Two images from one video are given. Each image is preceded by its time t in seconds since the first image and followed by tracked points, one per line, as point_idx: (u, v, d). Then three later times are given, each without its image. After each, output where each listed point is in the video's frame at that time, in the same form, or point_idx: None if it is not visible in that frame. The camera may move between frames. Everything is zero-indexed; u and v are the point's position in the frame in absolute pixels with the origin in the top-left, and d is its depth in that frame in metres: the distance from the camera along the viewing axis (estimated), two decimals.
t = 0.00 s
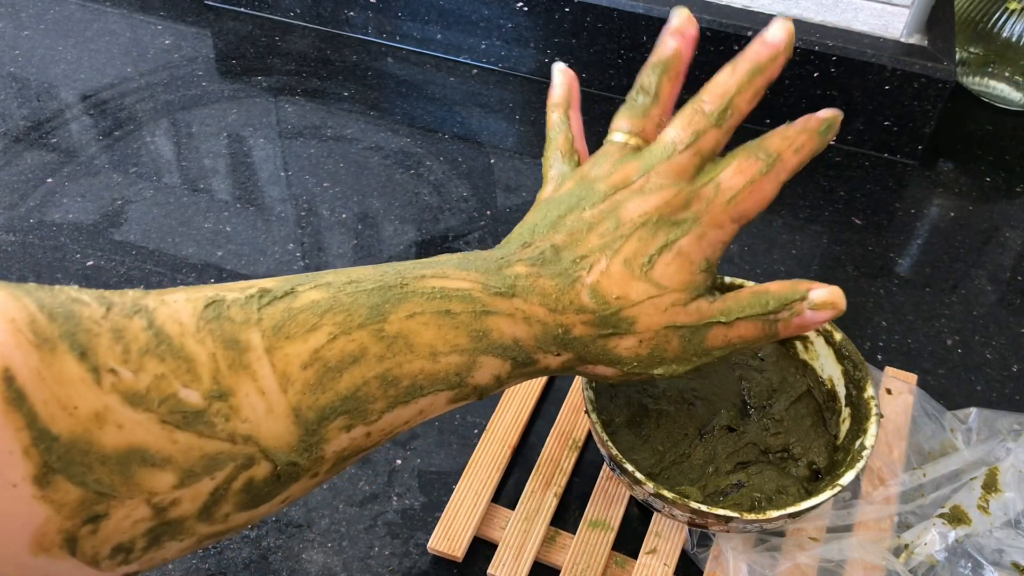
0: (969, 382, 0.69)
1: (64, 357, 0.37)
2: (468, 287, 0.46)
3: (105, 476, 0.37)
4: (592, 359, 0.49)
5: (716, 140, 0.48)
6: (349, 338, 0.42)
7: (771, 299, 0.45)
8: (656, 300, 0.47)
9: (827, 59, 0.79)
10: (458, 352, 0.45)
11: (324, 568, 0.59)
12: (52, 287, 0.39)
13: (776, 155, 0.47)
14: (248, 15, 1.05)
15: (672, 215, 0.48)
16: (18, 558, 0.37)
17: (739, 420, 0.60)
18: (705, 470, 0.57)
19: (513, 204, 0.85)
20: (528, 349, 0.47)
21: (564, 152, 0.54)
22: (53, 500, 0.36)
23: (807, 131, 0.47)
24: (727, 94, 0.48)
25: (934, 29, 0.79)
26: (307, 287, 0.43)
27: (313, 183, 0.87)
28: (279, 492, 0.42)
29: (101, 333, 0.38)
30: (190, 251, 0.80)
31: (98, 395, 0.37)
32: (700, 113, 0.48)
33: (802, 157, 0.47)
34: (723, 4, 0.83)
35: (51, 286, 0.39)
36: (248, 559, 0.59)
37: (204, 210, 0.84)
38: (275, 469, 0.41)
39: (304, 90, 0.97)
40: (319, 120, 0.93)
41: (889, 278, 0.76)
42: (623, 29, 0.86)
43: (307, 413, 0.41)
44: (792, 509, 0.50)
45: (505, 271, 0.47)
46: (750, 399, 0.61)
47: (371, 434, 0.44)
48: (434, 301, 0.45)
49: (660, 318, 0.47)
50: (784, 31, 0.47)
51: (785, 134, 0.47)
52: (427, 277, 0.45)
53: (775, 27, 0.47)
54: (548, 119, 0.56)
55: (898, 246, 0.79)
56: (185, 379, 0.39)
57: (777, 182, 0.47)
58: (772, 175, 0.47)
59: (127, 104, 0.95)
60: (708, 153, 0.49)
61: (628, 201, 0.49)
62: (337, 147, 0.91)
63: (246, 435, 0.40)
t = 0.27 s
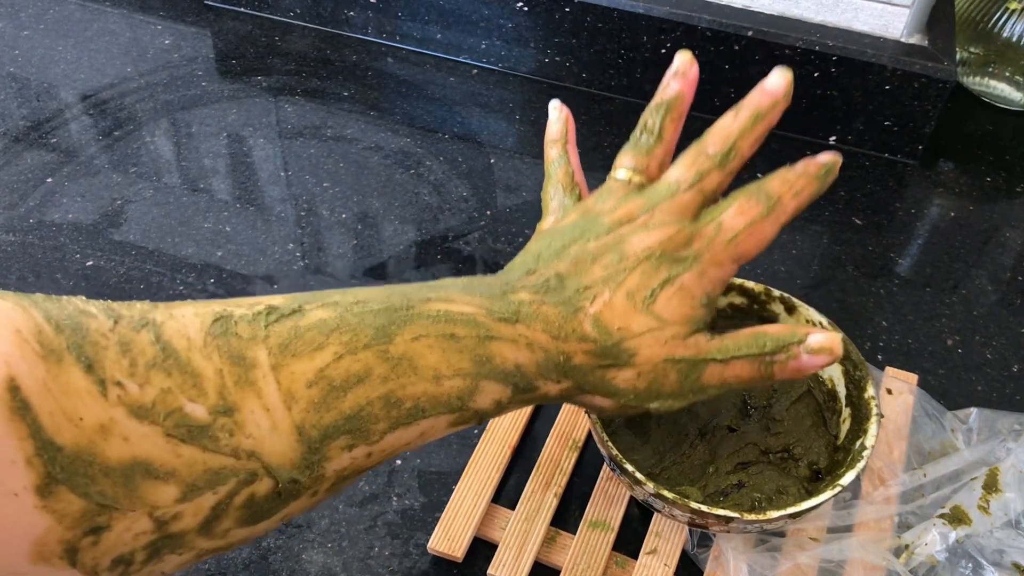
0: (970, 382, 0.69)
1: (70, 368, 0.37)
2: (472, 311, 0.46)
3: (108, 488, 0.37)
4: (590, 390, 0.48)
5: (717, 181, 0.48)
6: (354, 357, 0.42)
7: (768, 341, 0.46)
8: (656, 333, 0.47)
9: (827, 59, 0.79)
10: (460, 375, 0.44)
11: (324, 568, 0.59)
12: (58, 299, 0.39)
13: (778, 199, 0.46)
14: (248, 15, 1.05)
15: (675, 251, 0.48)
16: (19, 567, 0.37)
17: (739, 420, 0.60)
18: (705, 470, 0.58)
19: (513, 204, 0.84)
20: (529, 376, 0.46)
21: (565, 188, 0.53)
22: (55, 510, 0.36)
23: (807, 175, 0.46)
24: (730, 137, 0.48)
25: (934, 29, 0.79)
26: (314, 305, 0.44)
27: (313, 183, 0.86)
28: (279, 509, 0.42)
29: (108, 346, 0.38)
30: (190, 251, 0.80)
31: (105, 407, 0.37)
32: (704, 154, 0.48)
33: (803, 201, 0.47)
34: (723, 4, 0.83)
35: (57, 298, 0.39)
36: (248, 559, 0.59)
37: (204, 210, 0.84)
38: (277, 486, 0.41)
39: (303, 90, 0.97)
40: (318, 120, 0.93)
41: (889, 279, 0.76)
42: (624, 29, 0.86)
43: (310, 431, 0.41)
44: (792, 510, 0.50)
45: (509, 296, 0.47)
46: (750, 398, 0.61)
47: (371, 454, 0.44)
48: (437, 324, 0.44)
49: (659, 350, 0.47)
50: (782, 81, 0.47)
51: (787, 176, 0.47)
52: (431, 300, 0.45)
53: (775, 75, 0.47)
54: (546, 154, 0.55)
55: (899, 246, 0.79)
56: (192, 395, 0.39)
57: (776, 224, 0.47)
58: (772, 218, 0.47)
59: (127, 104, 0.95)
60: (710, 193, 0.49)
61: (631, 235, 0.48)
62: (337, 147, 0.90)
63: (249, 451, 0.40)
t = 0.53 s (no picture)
0: (970, 382, 0.69)
1: (91, 381, 0.38)
2: (474, 331, 0.47)
3: (128, 498, 0.38)
4: (585, 410, 0.50)
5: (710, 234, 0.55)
6: (363, 373, 0.44)
7: (751, 348, 0.48)
8: (648, 350, 0.49)
9: (827, 58, 0.79)
10: (464, 393, 0.46)
11: (324, 568, 0.59)
12: (77, 316, 0.40)
13: (762, 239, 0.52)
14: (248, 15, 1.05)
15: (666, 280, 0.51)
16: None
17: (739, 420, 0.60)
18: (705, 470, 0.58)
19: (513, 204, 0.84)
20: (528, 395, 0.48)
21: (559, 226, 0.56)
22: (74, 520, 0.37)
23: (790, 223, 0.53)
24: (724, 204, 0.57)
25: (934, 29, 0.79)
26: (323, 324, 0.45)
27: (313, 183, 0.86)
28: (289, 522, 0.43)
29: (128, 360, 0.39)
30: (190, 251, 0.80)
31: (125, 419, 0.38)
32: (700, 211, 0.56)
33: (784, 245, 0.53)
34: (723, 4, 0.83)
35: (75, 315, 0.40)
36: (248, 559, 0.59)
37: (204, 210, 0.84)
38: (288, 497, 0.42)
39: (304, 90, 0.97)
40: (319, 120, 0.93)
41: (889, 279, 0.76)
42: (623, 29, 0.86)
43: (321, 444, 0.42)
44: (792, 509, 0.50)
45: (508, 319, 0.49)
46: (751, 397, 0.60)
47: (378, 468, 0.45)
48: (441, 344, 0.46)
49: (651, 366, 0.49)
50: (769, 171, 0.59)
51: (771, 224, 0.53)
52: (435, 321, 0.47)
53: (767, 166, 0.59)
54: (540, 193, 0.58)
55: (899, 246, 0.79)
56: (208, 408, 0.40)
57: (759, 266, 0.53)
58: (756, 257, 0.52)
59: (127, 104, 0.95)
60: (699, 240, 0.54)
61: (625, 264, 0.52)
62: (337, 147, 0.90)
63: (263, 462, 0.41)
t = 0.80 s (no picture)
0: (969, 382, 0.69)
1: (101, 381, 0.38)
2: (480, 331, 0.48)
3: (136, 497, 0.38)
4: (590, 411, 0.50)
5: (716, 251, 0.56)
6: (370, 371, 0.44)
7: (756, 355, 0.49)
8: (655, 353, 0.49)
9: (827, 59, 0.79)
10: (470, 392, 0.46)
11: (324, 568, 0.59)
12: (85, 316, 0.40)
13: (767, 259, 0.54)
14: (248, 15, 1.05)
15: (673, 289, 0.52)
16: None
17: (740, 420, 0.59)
18: (704, 469, 0.58)
19: (513, 204, 0.85)
20: (534, 395, 0.48)
21: (566, 239, 0.57)
22: (83, 520, 0.36)
23: (792, 244, 0.55)
24: (731, 223, 0.57)
25: (934, 29, 0.79)
26: (330, 324, 0.45)
27: (313, 183, 0.87)
28: (296, 521, 0.43)
29: (136, 360, 0.39)
30: (191, 251, 0.80)
31: (134, 418, 0.38)
32: (706, 228, 0.57)
33: (788, 264, 0.55)
34: (723, 4, 0.83)
35: (83, 315, 0.40)
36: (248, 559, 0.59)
37: (204, 210, 0.84)
38: (295, 496, 0.42)
39: (304, 90, 0.97)
40: (319, 120, 0.93)
41: (889, 279, 0.76)
42: (623, 29, 0.86)
43: (329, 442, 0.42)
44: (791, 508, 0.50)
45: (514, 321, 0.50)
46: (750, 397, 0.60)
47: (385, 468, 0.45)
48: (448, 343, 0.47)
49: (657, 370, 0.49)
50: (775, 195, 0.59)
51: (776, 245, 0.55)
52: (441, 321, 0.48)
53: (771, 194, 0.59)
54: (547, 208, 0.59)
55: (898, 246, 0.79)
56: (216, 407, 0.40)
57: (764, 283, 0.55)
58: (762, 275, 0.54)
59: (127, 104, 0.95)
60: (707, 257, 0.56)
61: (632, 272, 0.53)
62: (337, 147, 0.91)
63: (271, 461, 0.41)
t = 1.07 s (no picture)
0: (969, 382, 0.69)
1: (109, 380, 0.37)
2: (484, 327, 0.49)
3: (144, 496, 0.37)
4: (593, 407, 0.50)
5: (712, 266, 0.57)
6: (376, 367, 0.44)
7: (754, 356, 0.50)
8: (657, 351, 0.50)
9: (827, 59, 0.79)
10: (475, 386, 0.46)
11: (324, 567, 0.59)
12: (91, 314, 0.40)
13: (762, 281, 0.55)
14: (248, 15, 1.05)
15: (674, 292, 0.53)
16: None
17: (739, 420, 0.59)
18: (700, 469, 0.58)
19: (513, 204, 0.85)
20: (538, 389, 0.48)
21: (562, 246, 0.58)
22: (92, 518, 0.36)
23: (785, 267, 0.56)
24: (728, 240, 0.59)
25: (934, 29, 0.79)
26: (335, 320, 0.45)
27: (313, 183, 0.87)
28: (302, 517, 0.43)
29: (143, 358, 0.39)
30: (191, 251, 0.80)
31: (142, 416, 0.38)
32: (704, 244, 0.58)
33: (779, 288, 0.56)
34: (723, 4, 0.83)
35: (89, 312, 0.40)
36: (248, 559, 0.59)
37: (204, 210, 0.84)
38: (302, 492, 0.42)
39: (304, 90, 0.97)
40: (319, 120, 0.93)
41: (888, 279, 0.76)
42: (623, 29, 0.86)
43: (335, 438, 0.42)
44: (786, 506, 0.50)
45: (517, 318, 0.50)
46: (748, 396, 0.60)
47: (391, 463, 0.45)
48: (453, 339, 0.47)
49: (659, 367, 0.50)
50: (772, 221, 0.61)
51: (769, 267, 0.56)
52: (445, 318, 0.48)
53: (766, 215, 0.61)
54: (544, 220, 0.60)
55: (898, 245, 0.79)
56: (224, 403, 0.40)
57: (758, 302, 0.56)
58: (757, 294, 0.55)
59: (127, 104, 0.95)
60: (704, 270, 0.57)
61: (634, 275, 0.53)
62: (337, 147, 0.91)
63: (278, 457, 0.41)
